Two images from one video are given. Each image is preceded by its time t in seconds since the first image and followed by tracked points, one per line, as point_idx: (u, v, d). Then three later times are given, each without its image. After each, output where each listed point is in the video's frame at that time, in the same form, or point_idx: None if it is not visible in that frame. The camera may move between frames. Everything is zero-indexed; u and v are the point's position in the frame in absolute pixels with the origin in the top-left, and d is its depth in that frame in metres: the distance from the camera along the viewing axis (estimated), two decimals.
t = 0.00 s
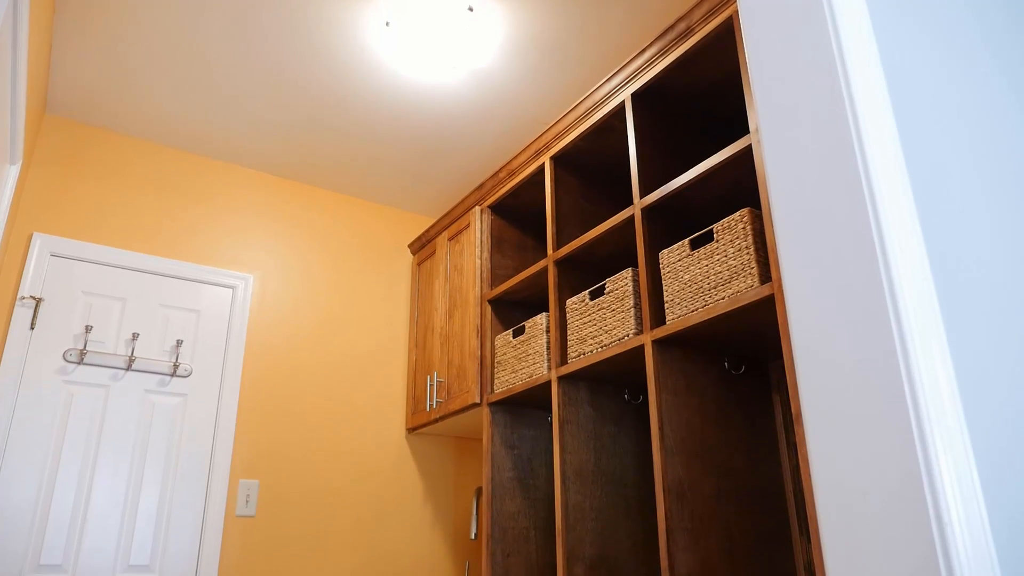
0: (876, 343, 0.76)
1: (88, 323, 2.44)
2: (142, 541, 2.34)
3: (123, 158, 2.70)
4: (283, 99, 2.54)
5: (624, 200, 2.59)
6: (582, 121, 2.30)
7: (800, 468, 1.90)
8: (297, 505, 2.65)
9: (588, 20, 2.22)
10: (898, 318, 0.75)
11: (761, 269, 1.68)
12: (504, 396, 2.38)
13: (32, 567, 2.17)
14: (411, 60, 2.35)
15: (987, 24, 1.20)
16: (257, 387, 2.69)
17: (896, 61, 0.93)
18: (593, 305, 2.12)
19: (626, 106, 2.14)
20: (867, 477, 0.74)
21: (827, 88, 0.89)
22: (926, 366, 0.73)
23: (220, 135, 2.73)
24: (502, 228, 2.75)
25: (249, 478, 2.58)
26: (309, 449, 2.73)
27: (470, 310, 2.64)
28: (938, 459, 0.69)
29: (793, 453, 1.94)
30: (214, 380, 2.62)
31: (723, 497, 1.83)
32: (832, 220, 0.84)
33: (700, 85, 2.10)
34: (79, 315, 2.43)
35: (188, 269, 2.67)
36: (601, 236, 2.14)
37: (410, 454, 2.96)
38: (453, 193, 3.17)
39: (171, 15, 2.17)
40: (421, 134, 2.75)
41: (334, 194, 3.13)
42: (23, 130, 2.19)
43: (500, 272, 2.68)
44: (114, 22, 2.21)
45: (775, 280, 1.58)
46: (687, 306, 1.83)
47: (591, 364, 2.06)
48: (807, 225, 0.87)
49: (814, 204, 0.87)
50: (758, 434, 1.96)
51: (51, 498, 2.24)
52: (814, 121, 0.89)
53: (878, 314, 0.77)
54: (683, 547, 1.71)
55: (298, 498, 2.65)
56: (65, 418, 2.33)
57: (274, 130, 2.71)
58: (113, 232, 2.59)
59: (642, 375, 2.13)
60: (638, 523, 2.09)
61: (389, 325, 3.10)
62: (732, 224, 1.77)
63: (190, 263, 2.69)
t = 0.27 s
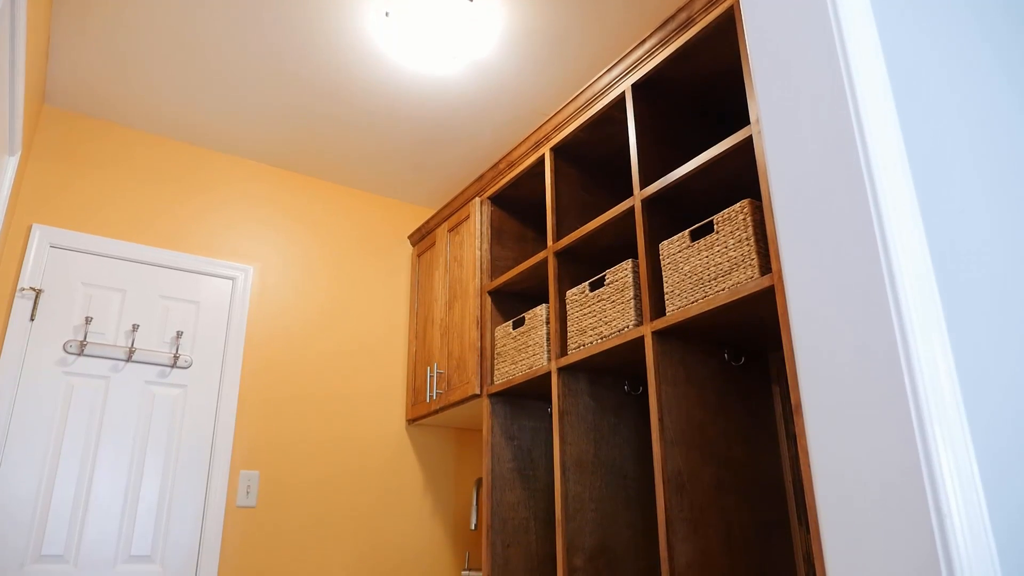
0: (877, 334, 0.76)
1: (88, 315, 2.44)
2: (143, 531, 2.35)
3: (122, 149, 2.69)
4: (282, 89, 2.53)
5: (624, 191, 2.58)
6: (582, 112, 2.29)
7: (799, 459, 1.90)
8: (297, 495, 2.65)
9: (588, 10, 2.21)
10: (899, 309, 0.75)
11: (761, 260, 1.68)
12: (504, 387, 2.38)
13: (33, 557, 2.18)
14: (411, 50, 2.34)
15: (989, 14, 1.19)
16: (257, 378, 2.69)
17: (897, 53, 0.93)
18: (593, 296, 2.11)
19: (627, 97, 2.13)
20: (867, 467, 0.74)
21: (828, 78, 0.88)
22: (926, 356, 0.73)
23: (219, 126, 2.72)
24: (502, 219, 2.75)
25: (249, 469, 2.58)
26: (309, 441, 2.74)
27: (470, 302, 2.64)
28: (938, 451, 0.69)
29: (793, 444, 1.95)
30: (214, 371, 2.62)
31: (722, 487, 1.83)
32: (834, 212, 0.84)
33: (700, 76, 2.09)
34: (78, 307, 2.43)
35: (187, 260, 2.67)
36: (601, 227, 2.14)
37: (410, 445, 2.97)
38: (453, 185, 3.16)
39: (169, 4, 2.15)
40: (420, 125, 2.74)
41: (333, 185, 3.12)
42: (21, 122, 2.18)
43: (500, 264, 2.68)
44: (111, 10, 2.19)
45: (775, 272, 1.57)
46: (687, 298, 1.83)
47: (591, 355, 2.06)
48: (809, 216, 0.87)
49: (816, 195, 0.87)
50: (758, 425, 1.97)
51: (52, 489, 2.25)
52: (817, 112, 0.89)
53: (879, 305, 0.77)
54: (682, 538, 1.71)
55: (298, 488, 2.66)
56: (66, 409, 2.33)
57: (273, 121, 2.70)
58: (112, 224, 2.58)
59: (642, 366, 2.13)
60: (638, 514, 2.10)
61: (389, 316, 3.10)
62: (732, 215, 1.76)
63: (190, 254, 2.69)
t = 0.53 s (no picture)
0: (877, 322, 0.76)
1: (88, 304, 2.44)
2: (144, 519, 2.36)
3: (121, 137, 2.68)
4: (281, 77, 2.52)
5: (624, 180, 2.58)
6: (583, 101, 2.28)
7: (798, 448, 1.91)
8: (298, 484, 2.66)
9: None
10: (899, 296, 0.75)
11: (761, 249, 1.68)
12: (504, 376, 2.39)
13: (35, 545, 2.19)
14: (410, 38, 2.33)
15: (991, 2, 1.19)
16: (257, 367, 2.70)
17: (900, 40, 0.92)
18: (593, 285, 2.11)
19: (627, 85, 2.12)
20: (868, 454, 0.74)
21: (831, 64, 0.88)
22: (927, 343, 0.73)
23: (218, 115, 2.71)
24: (502, 208, 2.74)
25: (250, 458, 2.59)
26: (309, 429, 2.75)
27: (470, 291, 2.64)
28: (937, 440, 0.69)
29: (792, 432, 1.95)
30: (214, 360, 2.62)
31: (722, 475, 1.84)
32: (835, 199, 0.84)
33: (701, 64, 2.08)
34: (79, 296, 2.43)
35: (187, 249, 2.67)
36: (601, 216, 2.14)
37: (411, 434, 2.98)
38: (452, 174, 3.16)
39: None
40: (420, 113, 2.73)
41: (333, 174, 3.11)
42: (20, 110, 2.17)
43: (500, 253, 2.68)
44: None
45: (775, 261, 1.57)
46: (687, 287, 1.83)
47: (591, 344, 2.06)
48: (810, 204, 0.87)
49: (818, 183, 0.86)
50: (757, 414, 1.97)
51: (54, 477, 2.26)
52: (819, 99, 0.88)
53: (880, 293, 0.77)
54: (681, 526, 1.72)
55: (299, 477, 2.67)
56: (67, 398, 2.33)
57: (272, 110, 2.69)
58: (111, 213, 2.58)
59: (642, 355, 2.13)
60: (637, 502, 2.11)
61: (389, 305, 3.10)
62: (733, 204, 1.76)
63: (189, 243, 2.68)
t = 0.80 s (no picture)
0: (878, 313, 0.76)
1: (88, 294, 2.44)
2: (146, 508, 2.37)
3: (120, 127, 2.67)
4: (280, 66, 2.51)
5: (625, 170, 2.57)
6: (583, 90, 2.27)
7: (798, 438, 1.91)
8: (299, 473, 2.67)
9: None
10: (900, 287, 0.75)
11: (761, 239, 1.67)
12: (504, 366, 2.39)
13: (37, 534, 2.20)
14: (410, 28, 2.31)
15: None
16: (257, 357, 2.70)
17: (901, 29, 0.92)
18: (593, 275, 2.11)
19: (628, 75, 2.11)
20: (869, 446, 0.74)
21: (831, 53, 0.87)
22: (927, 335, 0.73)
23: (217, 104, 2.70)
24: (502, 198, 2.74)
25: (251, 447, 2.60)
26: (310, 419, 2.75)
27: (470, 281, 2.63)
28: (938, 435, 0.69)
29: (792, 422, 1.96)
30: (214, 351, 2.62)
31: (721, 465, 1.84)
32: (836, 189, 0.83)
33: (702, 54, 2.07)
34: (78, 286, 2.43)
35: (187, 240, 2.66)
36: (601, 206, 2.13)
37: (411, 424, 2.98)
38: (452, 164, 3.15)
39: None
40: (420, 103, 2.72)
41: (333, 164, 3.11)
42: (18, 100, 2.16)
43: (500, 243, 2.67)
44: None
45: (775, 251, 1.57)
46: (687, 277, 1.82)
47: (591, 334, 2.06)
48: (811, 193, 0.86)
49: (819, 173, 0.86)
50: (757, 404, 1.97)
51: (56, 467, 2.26)
52: (819, 89, 0.88)
53: (881, 284, 0.76)
54: (681, 516, 1.73)
55: (299, 467, 2.68)
56: (67, 388, 2.34)
57: (271, 99, 2.68)
58: (111, 203, 2.57)
59: (642, 345, 2.13)
60: (637, 491, 2.11)
61: (389, 295, 3.10)
62: (733, 194, 1.76)
63: (189, 234, 2.68)
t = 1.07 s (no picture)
0: (880, 305, 0.77)
1: (88, 283, 2.43)
2: (147, 497, 2.38)
3: (118, 116, 2.66)
4: (279, 55, 2.49)
5: (625, 159, 2.56)
6: (583, 79, 2.26)
7: (797, 427, 1.92)
8: (300, 462, 2.68)
9: None
10: (902, 284, 0.76)
11: (762, 228, 1.67)
12: (504, 355, 2.39)
13: (39, 522, 2.20)
14: (410, 15, 2.30)
15: None
16: (257, 346, 2.70)
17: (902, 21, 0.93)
18: (593, 264, 2.11)
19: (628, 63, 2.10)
20: (872, 437, 0.76)
21: (833, 44, 0.88)
22: (929, 328, 0.74)
23: (216, 93, 2.69)
24: (502, 187, 2.73)
25: (252, 436, 2.60)
26: (310, 408, 2.76)
27: (470, 270, 2.63)
28: (939, 433, 0.71)
29: (791, 411, 1.96)
30: (215, 340, 2.62)
31: (720, 454, 1.85)
32: (839, 181, 0.84)
33: (703, 41, 2.05)
34: (78, 275, 2.43)
35: (186, 229, 2.66)
36: (601, 195, 2.13)
37: (411, 413, 2.99)
38: (451, 152, 3.14)
39: None
40: (420, 91, 2.71)
41: (332, 153, 3.10)
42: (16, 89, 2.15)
43: (500, 232, 2.67)
44: None
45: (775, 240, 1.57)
46: (687, 266, 1.82)
47: (591, 323, 2.06)
48: (815, 186, 0.87)
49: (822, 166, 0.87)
50: (757, 393, 1.98)
51: (57, 455, 2.27)
52: (823, 81, 0.88)
53: (883, 278, 0.77)
54: (680, 504, 1.73)
55: (300, 455, 2.69)
56: (68, 377, 2.34)
57: (269, 88, 2.67)
58: (110, 192, 2.57)
59: (642, 334, 2.13)
60: (636, 480, 2.12)
61: (389, 284, 3.09)
62: (734, 182, 1.75)
63: (188, 223, 2.68)
